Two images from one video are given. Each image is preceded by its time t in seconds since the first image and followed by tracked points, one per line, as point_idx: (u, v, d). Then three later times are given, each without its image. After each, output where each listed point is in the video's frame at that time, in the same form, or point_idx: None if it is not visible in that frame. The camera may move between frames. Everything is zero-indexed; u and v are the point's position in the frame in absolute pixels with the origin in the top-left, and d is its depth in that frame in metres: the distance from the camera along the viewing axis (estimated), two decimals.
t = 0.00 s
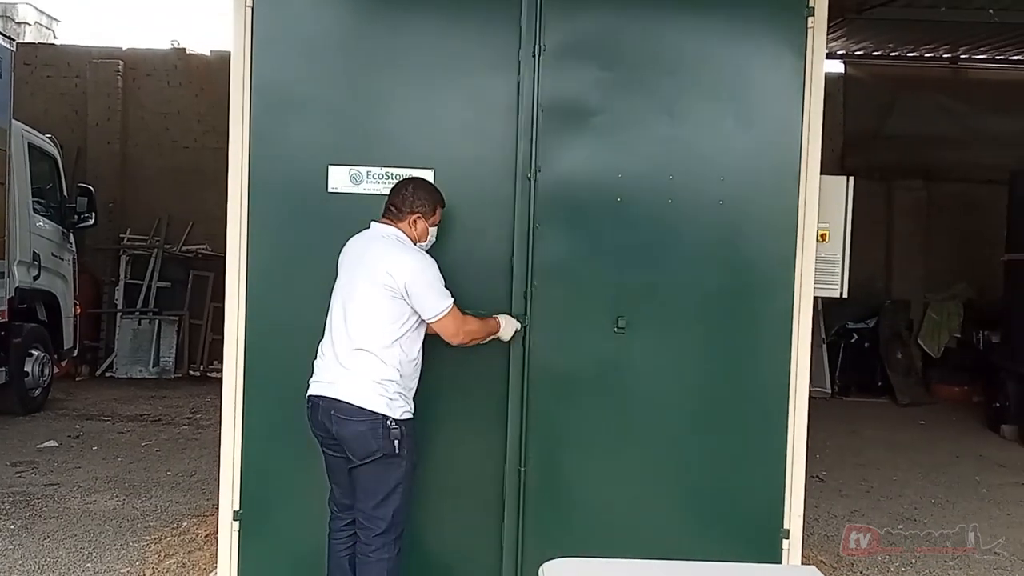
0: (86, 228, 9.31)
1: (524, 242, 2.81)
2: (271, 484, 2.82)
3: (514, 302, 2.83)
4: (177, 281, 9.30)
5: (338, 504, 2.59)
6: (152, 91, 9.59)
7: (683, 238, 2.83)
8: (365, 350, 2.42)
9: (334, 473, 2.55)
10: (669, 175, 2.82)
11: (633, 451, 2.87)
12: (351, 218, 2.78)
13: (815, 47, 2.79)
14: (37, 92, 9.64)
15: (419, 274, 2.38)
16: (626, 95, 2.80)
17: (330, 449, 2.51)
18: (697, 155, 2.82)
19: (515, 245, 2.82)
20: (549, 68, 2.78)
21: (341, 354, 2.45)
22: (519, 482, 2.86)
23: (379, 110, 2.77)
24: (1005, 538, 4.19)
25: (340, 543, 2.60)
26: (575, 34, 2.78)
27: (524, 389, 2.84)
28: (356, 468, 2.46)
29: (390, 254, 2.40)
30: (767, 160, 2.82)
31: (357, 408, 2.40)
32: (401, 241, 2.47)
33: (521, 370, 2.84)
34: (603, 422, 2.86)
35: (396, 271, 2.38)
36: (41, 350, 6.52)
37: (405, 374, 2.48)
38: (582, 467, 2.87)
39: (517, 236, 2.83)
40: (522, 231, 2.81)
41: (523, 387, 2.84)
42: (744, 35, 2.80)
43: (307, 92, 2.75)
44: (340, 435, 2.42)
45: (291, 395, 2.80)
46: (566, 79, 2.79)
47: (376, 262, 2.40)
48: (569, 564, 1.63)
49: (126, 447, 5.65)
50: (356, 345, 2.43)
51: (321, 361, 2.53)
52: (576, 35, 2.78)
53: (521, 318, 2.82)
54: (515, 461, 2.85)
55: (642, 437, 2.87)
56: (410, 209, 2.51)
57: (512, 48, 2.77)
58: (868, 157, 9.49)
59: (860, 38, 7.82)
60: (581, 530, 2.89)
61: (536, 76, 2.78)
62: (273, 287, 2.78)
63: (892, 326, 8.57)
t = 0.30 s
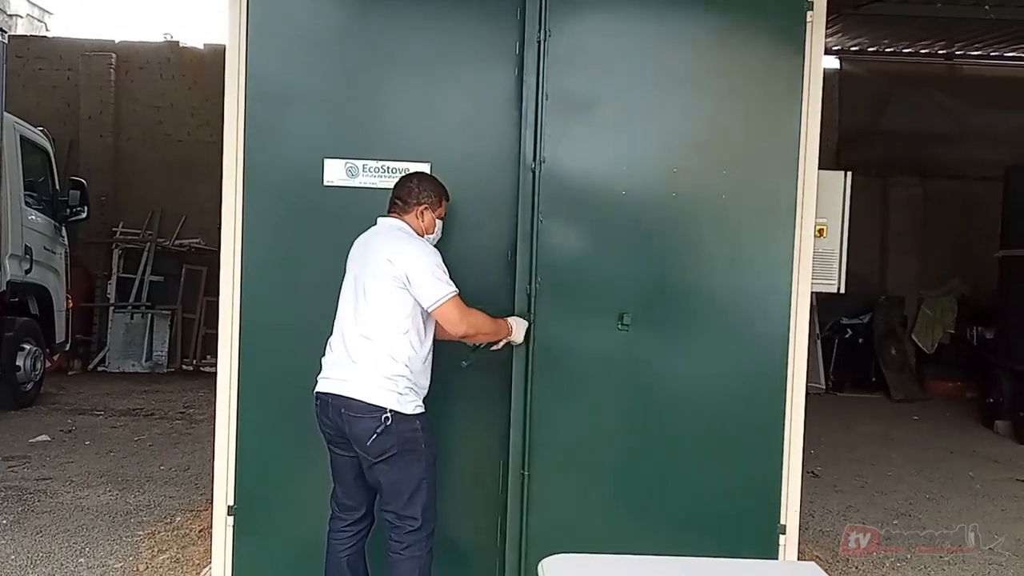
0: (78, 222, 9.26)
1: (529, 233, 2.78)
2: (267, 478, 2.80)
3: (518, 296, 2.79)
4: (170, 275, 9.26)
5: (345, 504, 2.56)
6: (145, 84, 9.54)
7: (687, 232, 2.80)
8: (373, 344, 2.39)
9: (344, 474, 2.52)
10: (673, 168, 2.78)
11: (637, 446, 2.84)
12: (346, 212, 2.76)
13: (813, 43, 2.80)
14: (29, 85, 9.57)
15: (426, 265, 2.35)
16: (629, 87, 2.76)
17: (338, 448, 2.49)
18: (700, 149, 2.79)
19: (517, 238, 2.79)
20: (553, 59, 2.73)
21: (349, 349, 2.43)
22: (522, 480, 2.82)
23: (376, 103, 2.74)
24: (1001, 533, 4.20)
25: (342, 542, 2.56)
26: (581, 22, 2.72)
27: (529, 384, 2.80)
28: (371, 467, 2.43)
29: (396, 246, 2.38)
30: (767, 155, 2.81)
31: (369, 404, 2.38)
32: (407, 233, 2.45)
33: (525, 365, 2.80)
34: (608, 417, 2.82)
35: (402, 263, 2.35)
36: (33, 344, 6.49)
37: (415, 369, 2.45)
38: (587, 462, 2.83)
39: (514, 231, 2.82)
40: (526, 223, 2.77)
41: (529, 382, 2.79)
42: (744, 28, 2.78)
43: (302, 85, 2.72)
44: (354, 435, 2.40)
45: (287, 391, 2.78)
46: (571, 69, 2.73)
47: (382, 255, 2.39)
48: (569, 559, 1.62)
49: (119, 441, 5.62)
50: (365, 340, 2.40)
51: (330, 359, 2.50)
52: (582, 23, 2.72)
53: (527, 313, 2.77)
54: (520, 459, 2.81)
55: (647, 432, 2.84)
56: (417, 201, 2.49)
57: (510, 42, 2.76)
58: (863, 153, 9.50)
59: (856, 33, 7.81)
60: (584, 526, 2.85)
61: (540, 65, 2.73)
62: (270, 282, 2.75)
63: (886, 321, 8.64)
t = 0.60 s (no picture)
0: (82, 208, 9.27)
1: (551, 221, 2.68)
2: (270, 465, 2.80)
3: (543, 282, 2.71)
4: (173, 262, 9.27)
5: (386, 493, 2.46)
6: (147, 71, 9.53)
7: (702, 218, 2.70)
8: (420, 338, 2.29)
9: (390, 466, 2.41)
10: (690, 151, 2.68)
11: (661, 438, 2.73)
12: (350, 198, 2.75)
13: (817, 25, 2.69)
14: (31, 72, 9.56)
15: (472, 259, 2.22)
16: (641, 68, 2.65)
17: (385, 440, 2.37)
18: (714, 132, 2.69)
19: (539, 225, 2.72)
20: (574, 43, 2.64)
21: (395, 343, 2.33)
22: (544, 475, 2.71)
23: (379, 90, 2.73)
24: (1004, 517, 4.20)
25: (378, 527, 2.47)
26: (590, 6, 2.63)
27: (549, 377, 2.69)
28: (415, 464, 2.32)
29: (442, 239, 2.26)
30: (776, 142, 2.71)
31: (416, 398, 2.27)
32: (459, 227, 2.32)
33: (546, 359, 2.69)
34: (632, 407, 2.71)
35: (447, 257, 2.22)
36: (37, 331, 6.51)
37: (462, 365, 2.34)
38: (612, 456, 2.72)
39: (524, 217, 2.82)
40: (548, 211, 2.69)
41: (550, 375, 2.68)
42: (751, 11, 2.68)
43: (305, 71, 2.71)
44: (400, 429, 2.29)
45: (292, 381, 2.77)
46: (590, 50, 2.63)
47: (428, 247, 2.26)
48: (576, 544, 1.62)
49: (124, 427, 5.64)
50: (411, 335, 2.30)
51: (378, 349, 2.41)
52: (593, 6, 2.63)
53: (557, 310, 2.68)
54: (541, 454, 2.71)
55: (672, 422, 2.73)
56: (476, 192, 2.37)
57: (514, 26, 2.73)
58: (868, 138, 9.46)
59: (861, 18, 7.76)
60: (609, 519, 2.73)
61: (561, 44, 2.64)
62: (274, 270, 2.75)
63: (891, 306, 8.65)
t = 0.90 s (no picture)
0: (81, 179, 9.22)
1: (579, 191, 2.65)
2: (271, 440, 2.78)
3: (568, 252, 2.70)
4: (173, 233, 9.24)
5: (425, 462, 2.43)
6: (145, 39, 9.44)
7: (720, 190, 2.67)
8: (447, 309, 2.24)
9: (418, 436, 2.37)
10: (709, 121, 2.65)
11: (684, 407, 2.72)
12: (349, 168, 2.71)
13: None
14: (28, 40, 9.48)
15: (502, 231, 2.14)
16: (669, 33, 2.60)
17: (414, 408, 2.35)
18: (740, 99, 2.65)
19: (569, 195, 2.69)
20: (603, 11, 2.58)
21: (424, 312, 2.29)
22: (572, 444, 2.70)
23: (379, 58, 2.68)
24: (1003, 492, 4.21)
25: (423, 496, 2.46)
26: None
27: (575, 346, 2.68)
28: (427, 434, 2.27)
29: (477, 209, 2.19)
30: (785, 111, 2.67)
31: (433, 368, 2.23)
32: (497, 199, 2.25)
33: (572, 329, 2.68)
34: (651, 380, 2.70)
35: (476, 227, 2.15)
36: (38, 302, 6.50)
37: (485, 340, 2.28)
38: (637, 425, 2.71)
39: (533, 188, 2.82)
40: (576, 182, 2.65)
41: (578, 342, 2.67)
42: None
43: (303, 39, 2.66)
44: (415, 397, 2.25)
45: (293, 356, 2.75)
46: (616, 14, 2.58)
47: (462, 216, 2.20)
48: (577, 518, 1.59)
49: (126, 399, 5.64)
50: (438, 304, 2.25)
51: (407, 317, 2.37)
52: None
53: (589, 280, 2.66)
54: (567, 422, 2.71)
55: (695, 391, 2.72)
56: (519, 164, 2.29)
57: None
58: (872, 109, 9.38)
59: None
60: (635, 487, 2.72)
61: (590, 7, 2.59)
62: (273, 243, 2.72)
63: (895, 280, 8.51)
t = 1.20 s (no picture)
0: (81, 183, 9.23)
1: (617, 195, 2.66)
2: (271, 444, 2.79)
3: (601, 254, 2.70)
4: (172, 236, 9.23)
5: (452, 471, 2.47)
6: (145, 43, 9.45)
7: (741, 192, 2.68)
8: (459, 314, 2.28)
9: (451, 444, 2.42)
10: (730, 124, 2.65)
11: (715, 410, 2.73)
12: (349, 173, 2.71)
13: None
14: (28, 43, 9.50)
15: (504, 232, 2.17)
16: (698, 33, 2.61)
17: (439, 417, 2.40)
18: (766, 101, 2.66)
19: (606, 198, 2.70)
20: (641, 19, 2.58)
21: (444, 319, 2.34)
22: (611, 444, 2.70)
23: (378, 63, 2.68)
24: (1003, 496, 4.21)
25: (451, 506, 2.50)
26: None
27: (614, 346, 2.68)
28: (461, 438, 2.31)
29: (485, 212, 2.24)
30: (787, 116, 2.68)
31: (446, 374, 2.27)
32: (511, 204, 2.29)
33: (610, 331, 2.68)
34: (681, 385, 2.71)
35: (480, 229, 2.20)
36: (37, 306, 6.51)
37: (502, 348, 2.27)
38: (670, 427, 2.71)
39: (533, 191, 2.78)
40: (614, 187, 2.66)
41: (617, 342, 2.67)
42: None
43: (302, 43, 2.66)
44: (441, 402, 2.30)
45: (294, 359, 2.75)
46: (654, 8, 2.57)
47: (471, 220, 2.26)
48: (575, 522, 1.58)
49: (125, 402, 5.64)
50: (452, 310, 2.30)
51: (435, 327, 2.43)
52: None
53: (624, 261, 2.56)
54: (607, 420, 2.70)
55: (728, 394, 2.73)
56: (539, 174, 2.32)
57: None
58: (872, 114, 9.39)
59: None
60: (666, 490, 2.73)
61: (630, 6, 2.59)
62: (273, 248, 2.72)
63: (893, 284, 8.50)
